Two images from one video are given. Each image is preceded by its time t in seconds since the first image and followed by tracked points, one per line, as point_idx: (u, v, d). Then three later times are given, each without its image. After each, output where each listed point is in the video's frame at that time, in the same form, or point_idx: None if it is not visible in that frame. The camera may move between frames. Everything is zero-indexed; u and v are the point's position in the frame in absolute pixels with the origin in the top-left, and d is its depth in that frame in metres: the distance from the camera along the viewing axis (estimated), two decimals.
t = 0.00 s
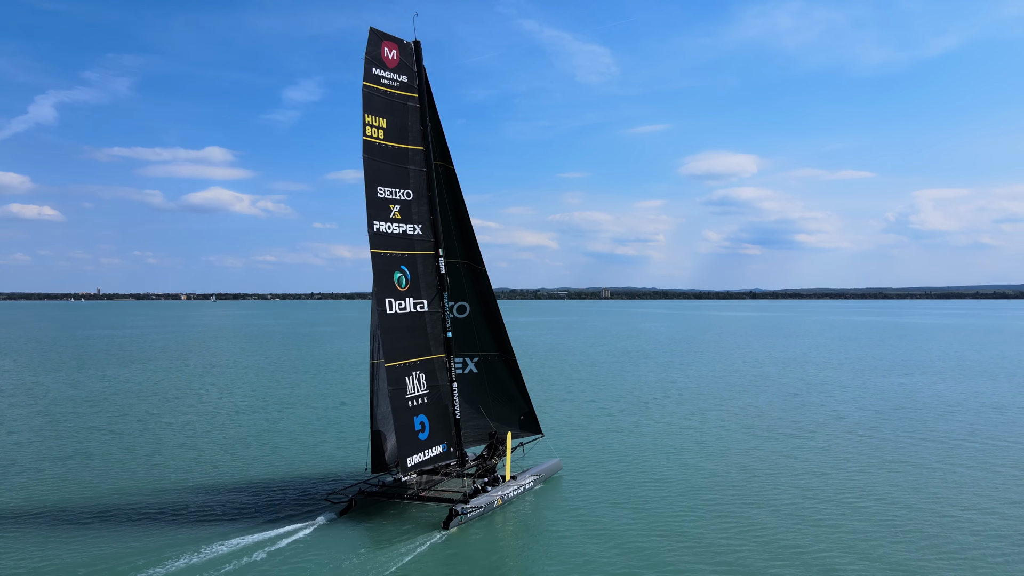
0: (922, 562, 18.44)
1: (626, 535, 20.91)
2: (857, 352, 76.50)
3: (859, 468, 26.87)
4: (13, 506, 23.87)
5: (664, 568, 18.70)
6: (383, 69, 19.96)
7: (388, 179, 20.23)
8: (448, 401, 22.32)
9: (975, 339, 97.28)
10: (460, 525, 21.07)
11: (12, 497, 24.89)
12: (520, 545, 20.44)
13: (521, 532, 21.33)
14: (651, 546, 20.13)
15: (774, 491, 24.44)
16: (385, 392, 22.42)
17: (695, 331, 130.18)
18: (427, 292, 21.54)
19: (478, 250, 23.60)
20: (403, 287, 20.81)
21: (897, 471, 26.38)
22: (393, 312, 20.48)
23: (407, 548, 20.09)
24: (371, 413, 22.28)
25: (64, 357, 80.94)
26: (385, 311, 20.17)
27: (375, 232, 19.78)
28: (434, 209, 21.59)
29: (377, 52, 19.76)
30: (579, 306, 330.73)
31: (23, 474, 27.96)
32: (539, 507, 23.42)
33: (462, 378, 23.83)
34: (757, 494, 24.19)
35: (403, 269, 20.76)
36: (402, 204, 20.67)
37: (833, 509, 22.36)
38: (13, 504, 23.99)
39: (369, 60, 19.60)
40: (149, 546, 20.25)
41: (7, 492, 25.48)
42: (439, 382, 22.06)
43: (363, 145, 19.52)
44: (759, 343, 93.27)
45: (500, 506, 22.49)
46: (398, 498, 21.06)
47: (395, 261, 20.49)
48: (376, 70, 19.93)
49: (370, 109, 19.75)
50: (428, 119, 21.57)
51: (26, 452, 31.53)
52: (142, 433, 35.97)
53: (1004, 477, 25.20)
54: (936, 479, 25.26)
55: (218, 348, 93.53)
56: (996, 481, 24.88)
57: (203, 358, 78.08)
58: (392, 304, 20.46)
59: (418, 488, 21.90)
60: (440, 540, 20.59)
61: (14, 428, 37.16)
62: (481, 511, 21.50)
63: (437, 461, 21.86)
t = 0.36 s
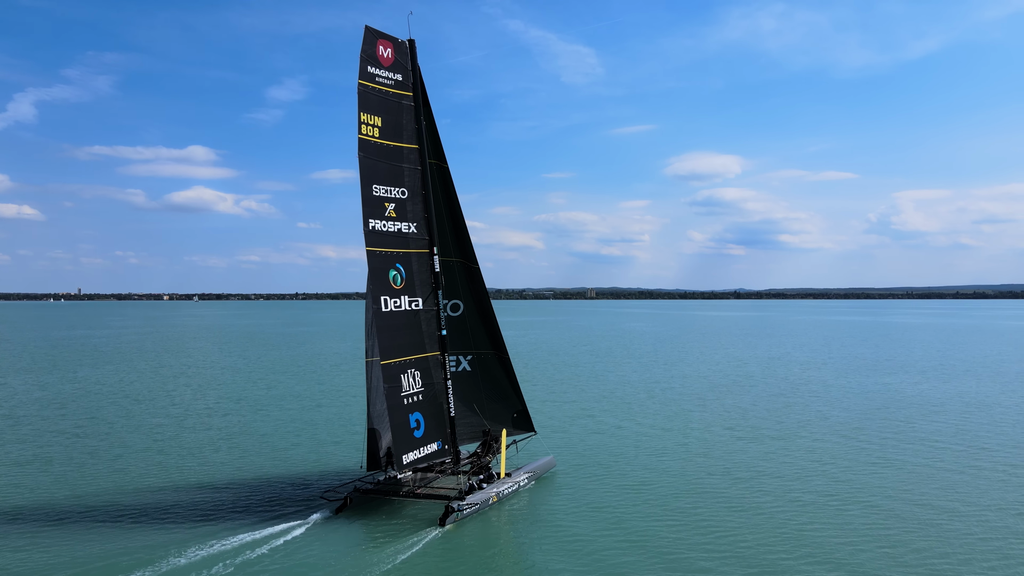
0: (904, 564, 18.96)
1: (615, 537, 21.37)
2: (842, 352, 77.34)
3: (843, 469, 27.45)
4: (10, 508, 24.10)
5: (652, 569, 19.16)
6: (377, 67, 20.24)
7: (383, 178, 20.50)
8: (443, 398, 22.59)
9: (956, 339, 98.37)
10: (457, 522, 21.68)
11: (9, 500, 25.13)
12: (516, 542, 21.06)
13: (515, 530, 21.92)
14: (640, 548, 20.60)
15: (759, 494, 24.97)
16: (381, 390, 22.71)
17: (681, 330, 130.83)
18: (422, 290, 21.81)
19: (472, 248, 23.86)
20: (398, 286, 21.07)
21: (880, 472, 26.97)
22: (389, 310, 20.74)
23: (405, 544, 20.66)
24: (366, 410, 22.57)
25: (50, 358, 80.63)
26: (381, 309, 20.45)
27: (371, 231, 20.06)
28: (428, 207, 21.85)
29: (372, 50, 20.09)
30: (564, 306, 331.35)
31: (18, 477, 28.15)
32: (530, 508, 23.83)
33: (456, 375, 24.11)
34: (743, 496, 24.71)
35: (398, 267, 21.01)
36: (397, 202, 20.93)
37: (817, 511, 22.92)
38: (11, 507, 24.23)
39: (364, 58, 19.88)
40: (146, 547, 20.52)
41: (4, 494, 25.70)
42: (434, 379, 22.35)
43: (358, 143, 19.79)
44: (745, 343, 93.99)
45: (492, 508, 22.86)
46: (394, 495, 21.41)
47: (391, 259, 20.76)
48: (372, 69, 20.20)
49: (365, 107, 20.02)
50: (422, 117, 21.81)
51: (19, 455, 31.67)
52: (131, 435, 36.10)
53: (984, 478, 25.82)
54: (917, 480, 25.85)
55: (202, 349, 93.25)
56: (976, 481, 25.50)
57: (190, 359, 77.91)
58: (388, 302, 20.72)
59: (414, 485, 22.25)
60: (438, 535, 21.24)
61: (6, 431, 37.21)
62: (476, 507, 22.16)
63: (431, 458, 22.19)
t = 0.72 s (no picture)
0: (899, 567, 19.21)
1: (612, 538, 21.51)
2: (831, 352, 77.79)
3: (835, 471, 27.75)
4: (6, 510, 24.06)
5: (650, 571, 19.31)
6: (377, 66, 20.29)
7: (383, 176, 20.55)
8: (441, 396, 22.66)
9: (944, 339, 99.05)
10: (456, 518, 21.83)
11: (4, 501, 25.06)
12: (514, 541, 21.21)
13: (514, 528, 22.10)
14: (637, 549, 20.76)
15: (753, 496, 25.21)
16: (380, 388, 22.75)
17: (670, 330, 131.09)
18: (421, 288, 21.86)
19: (470, 246, 23.96)
20: (398, 284, 21.10)
21: (872, 474, 27.28)
22: (389, 308, 20.76)
23: (405, 541, 20.79)
24: (365, 408, 22.61)
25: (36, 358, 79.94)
26: (380, 307, 20.48)
27: (371, 229, 20.09)
28: (427, 205, 21.90)
29: (371, 48, 20.15)
30: (554, 306, 331.47)
31: (12, 479, 28.07)
32: (526, 508, 23.94)
33: (454, 373, 24.19)
34: (738, 497, 24.93)
35: (397, 265, 21.05)
36: (396, 200, 20.96)
37: (811, 514, 23.16)
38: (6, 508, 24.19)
39: (363, 57, 19.93)
40: (144, 547, 20.52)
41: None
42: (432, 376, 22.40)
43: (358, 141, 19.81)
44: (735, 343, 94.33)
45: (488, 509, 22.95)
46: (394, 492, 21.51)
47: (390, 257, 20.80)
48: (371, 68, 20.25)
49: (365, 105, 20.06)
50: (421, 116, 21.87)
51: (11, 457, 31.54)
52: (123, 437, 35.98)
53: (975, 480, 26.17)
54: (909, 482, 26.17)
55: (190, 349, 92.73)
56: (967, 484, 25.85)
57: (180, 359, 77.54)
58: (387, 300, 20.75)
59: (413, 482, 22.37)
60: (438, 531, 21.41)
61: None
62: (476, 505, 22.32)
63: (430, 456, 22.25)
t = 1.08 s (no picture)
0: (886, 567, 19.44)
1: (603, 537, 21.66)
2: (816, 352, 78.49)
3: (823, 472, 28.02)
4: None
5: (641, 569, 19.45)
6: (370, 64, 20.28)
7: (376, 174, 20.54)
8: (434, 394, 22.69)
9: (928, 338, 99.86)
10: (450, 515, 21.96)
11: None
12: (507, 538, 21.35)
13: (507, 526, 22.29)
14: (628, 548, 20.92)
15: (743, 496, 25.44)
16: (372, 386, 22.78)
17: (657, 330, 131.41)
18: (413, 287, 21.88)
19: (462, 244, 24.01)
20: (391, 282, 21.11)
21: (859, 475, 27.55)
22: (382, 306, 20.77)
23: (399, 540, 20.90)
24: (357, 406, 22.64)
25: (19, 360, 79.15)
26: (373, 305, 20.49)
27: (364, 227, 20.09)
28: (420, 204, 21.92)
29: (365, 47, 20.14)
30: (540, 305, 331.75)
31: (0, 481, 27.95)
32: (518, 507, 24.06)
33: (446, 371, 24.23)
34: (727, 497, 25.13)
35: (390, 263, 21.06)
36: (389, 198, 20.97)
37: (800, 514, 23.39)
38: None
39: (357, 55, 19.93)
40: (135, 549, 20.47)
41: None
42: (425, 374, 22.44)
43: (351, 139, 19.80)
44: (721, 343, 94.84)
45: (480, 508, 23.02)
46: (387, 490, 21.59)
47: (383, 255, 20.81)
48: (364, 66, 20.24)
49: (359, 103, 20.05)
50: (414, 114, 21.88)
51: None
52: (109, 440, 35.76)
53: (961, 480, 26.47)
54: (896, 483, 26.44)
55: (175, 349, 92.04)
56: (954, 484, 26.15)
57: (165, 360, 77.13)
58: (380, 298, 20.76)
59: (405, 480, 22.47)
60: (432, 529, 21.53)
61: None
62: (469, 502, 22.48)
63: (423, 453, 22.29)
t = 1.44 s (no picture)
0: (864, 558, 19.75)
1: (585, 534, 21.78)
2: (791, 352, 79.53)
3: (801, 471, 28.37)
4: None
5: (624, 565, 19.58)
6: (353, 62, 20.22)
7: (359, 172, 20.47)
8: (417, 392, 22.65)
9: (900, 338, 101.28)
10: (434, 513, 22.04)
11: None
12: (490, 536, 21.45)
13: (491, 522, 22.41)
14: (611, 544, 21.03)
15: (723, 494, 25.69)
16: (355, 385, 22.70)
17: (635, 330, 131.95)
18: (396, 285, 21.83)
19: (445, 243, 24.05)
20: (374, 280, 21.05)
21: (837, 474, 27.90)
22: (365, 305, 20.70)
23: (383, 538, 20.90)
24: (340, 405, 22.56)
25: None
26: (357, 303, 20.42)
27: (347, 225, 20.02)
28: (403, 202, 21.88)
29: (348, 44, 20.05)
30: (518, 305, 331.96)
31: None
32: (501, 505, 24.14)
33: (429, 370, 24.23)
34: (707, 495, 25.35)
35: (373, 261, 20.99)
36: (373, 197, 20.91)
37: (779, 510, 23.67)
38: None
39: (340, 52, 19.85)
40: (114, 550, 20.24)
41: None
42: (408, 373, 22.40)
43: (334, 137, 19.71)
44: (698, 343, 95.64)
45: (463, 507, 23.08)
46: (371, 488, 21.55)
47: (366, 253, 20.73)
48: (347, 64, 20.17)
49: (342, 101, 19.97)
50: (397, 112, 21.84)
51: None
52: (83, 442, 35.28)
53: (935, 478, 26.93)
54: (872, 481, 26.83)
55: (148, 350, 90.93)
56: (928, 481, 26.59)
57: (140, 361, 76.23)
58: (363, 296, 20.69)
59: (389, 479, 22.45)
60: (416, 527, 21.59)
61: None
62: (453, 499, 22.58)
63: (406, 452, 22.24)
